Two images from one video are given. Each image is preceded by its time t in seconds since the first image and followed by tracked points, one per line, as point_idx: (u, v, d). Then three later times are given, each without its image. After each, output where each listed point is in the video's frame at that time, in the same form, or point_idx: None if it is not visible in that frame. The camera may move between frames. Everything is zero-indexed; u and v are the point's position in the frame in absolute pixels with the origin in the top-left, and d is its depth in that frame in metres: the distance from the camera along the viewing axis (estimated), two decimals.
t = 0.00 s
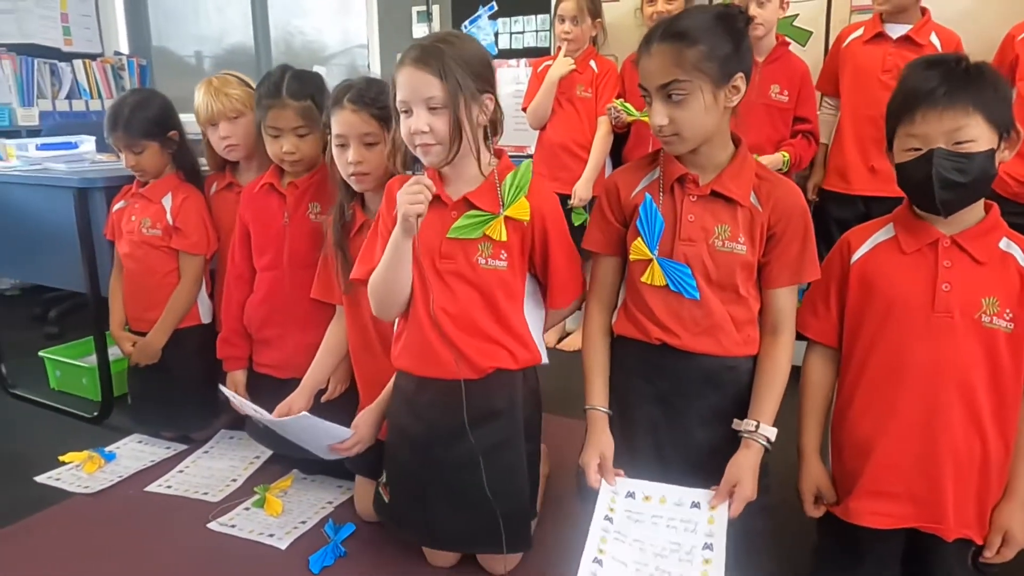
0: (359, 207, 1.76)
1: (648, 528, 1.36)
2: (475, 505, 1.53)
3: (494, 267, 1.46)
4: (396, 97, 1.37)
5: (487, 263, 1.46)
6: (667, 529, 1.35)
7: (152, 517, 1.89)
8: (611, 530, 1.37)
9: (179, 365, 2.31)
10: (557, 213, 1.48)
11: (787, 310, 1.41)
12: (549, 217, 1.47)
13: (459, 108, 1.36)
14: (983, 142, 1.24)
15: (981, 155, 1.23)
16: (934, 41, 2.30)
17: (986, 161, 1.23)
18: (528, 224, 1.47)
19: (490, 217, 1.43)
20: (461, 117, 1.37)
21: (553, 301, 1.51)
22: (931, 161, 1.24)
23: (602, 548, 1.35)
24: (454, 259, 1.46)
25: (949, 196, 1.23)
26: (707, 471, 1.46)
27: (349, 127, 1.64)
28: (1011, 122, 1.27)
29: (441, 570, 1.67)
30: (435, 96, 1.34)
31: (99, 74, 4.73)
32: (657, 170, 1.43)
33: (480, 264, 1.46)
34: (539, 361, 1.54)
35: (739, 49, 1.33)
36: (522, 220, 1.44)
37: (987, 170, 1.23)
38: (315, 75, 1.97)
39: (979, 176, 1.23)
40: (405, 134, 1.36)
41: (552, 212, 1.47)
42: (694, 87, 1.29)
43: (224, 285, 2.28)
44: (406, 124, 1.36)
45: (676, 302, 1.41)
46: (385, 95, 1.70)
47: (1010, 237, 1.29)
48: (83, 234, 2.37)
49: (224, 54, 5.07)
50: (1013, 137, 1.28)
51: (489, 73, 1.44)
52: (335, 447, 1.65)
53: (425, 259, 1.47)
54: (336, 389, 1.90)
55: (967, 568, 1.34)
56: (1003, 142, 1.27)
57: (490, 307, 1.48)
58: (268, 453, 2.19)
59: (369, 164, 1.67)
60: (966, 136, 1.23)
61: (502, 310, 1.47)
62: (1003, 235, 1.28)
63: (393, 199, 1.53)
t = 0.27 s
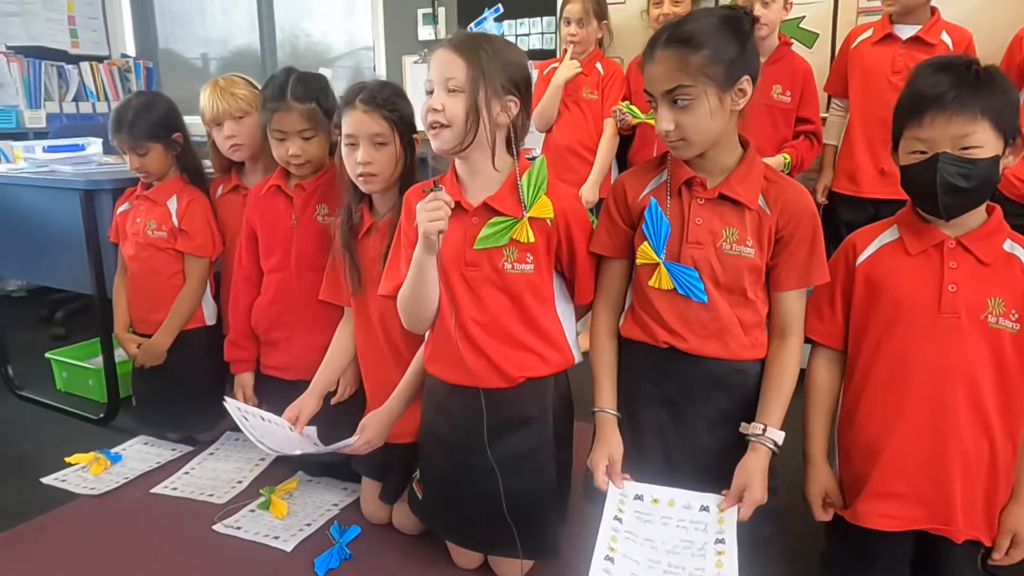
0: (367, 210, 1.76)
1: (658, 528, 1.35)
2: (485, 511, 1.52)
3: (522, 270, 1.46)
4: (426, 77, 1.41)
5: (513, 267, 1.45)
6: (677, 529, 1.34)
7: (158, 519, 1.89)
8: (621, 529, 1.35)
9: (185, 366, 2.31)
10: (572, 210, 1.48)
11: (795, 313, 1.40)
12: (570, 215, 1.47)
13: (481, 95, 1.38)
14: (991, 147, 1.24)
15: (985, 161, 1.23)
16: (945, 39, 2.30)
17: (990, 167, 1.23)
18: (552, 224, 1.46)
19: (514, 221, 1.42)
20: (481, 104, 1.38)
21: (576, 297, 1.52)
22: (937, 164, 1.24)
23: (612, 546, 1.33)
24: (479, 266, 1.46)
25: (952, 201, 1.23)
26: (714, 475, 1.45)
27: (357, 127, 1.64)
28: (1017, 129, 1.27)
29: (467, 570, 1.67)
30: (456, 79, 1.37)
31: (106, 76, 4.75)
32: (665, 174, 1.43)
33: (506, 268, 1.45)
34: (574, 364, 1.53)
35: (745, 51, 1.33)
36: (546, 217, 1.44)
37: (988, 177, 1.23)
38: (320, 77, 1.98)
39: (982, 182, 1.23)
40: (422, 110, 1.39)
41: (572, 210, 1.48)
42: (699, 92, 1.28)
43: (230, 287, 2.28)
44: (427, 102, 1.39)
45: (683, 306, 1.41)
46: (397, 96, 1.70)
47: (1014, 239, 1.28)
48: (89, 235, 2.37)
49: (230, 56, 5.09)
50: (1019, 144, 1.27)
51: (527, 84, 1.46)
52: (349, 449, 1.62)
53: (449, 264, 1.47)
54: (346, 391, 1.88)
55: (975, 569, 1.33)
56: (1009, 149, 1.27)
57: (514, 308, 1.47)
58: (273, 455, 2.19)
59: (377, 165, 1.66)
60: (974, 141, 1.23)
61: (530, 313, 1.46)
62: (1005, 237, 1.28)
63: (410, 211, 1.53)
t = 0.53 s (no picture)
0: (366, 215, 1.76)
1: (654, 532, 1.34)
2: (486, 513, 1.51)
3: (515, 270, 1.44)
4: (454, 65, 1.37)
5: (507, 266, 1.44)
6: (673, 534, 1.33)
7: (157, 521, 1.89)
8: (615, 536, 1.35)
9: (185, 368, 2.31)
10: (572, 214, 1.46)
11: (795, 316, 1.40)
12: (567, 218, 1.45)
13: (515, 90, 1.41)
14: (991, 149, 1.23)
15: (984, 162, 1.22)
16: (946, 41, 2.31)
17: (988, 168, 1.23)
18: (547, 225, 1.45)
19: (511, 207, 1.42)
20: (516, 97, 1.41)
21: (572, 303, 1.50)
22: (936, 163, 1.24)
23: (603, 552, 1.32)
24: (473, 261, 1.45)
25: (949, 200, 1.23)
26: (714, 479, 1.45)
27: (360, 123, 1.66)
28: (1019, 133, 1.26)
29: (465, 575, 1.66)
30: (499, 71, 1.38)
31: (108, 78, 4.76)
32: (666, 175, 1.43)
33: (499, 267, 1.44)
34: (565, 369, 1.52)
35: (747, 53, 1.32)
36: (546, 202, 1.43)
37: (987, 178, 1.23)
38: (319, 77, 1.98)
39: (981, 182, 1.23)
40: (449, 107, 1.37)
41: (571, 212, 1.46)
42: (700, 94, 1.28)
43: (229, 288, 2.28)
44: (465, 92, 1.36)
45: (684, 308, 1.40)
46: (405, 108, 1.74)
47: (1013, 241, 1.27)
48: (89, 236, 2.37)
49: (231, 57, 5.09)
50: (1019, 148, 1.27)
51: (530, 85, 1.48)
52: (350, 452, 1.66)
53: (447, 261, 1.47)
54: (350, 394, 1.89)
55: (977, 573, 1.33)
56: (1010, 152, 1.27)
57: (512, 312, 1.46)
58: (273, 457, 2.19)
59: (372, 163, 1.65)
60: (974, 141, 1.23)
61: (527, 316, 1.46)
62: (1005, 239, 1.27)
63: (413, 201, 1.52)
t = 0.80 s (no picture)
0: (370, 218, 1.76)
1: (656, 533, 1.34)
2: (488, 517, 1.50)
3: (516, 269, 1.44)
4: (417, 92, 1.38)
5: (508, 266, 1.43)
6: (676, 535, 1.32)
7: (160, 522, 1.89)
8: (616, 535, 1.35)
9: (188, 370, 2.31)
10: (574, 214, 1.46)
11: (800, 318, 1.39)
12: (569, 221, 1.45)
13: (482, 98, 1.37)
14: (997, 149, 1.23)
15: (989, 162, 1.22)
16: (949, 42, 2.31)
17: (993, 168, 1.22)
18: (545, 227, 1.44)
19: (511, 210, 1.42)
20: (485, 106, 1.37)
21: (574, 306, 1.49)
22: (941, 159, 1.23)
23: (603, 549, 1.32)
24: (473, 262, 1.44)
25: (951, 197, 1.22)
26: (718, 482, 1.44)
27: (360, 126, 1.66)
28: None
29: None
30: (457, 85, 1.35)
31: (112, 79, 4.78)
32: (670, 176, 1.42)
33: (500, 266, 1.44)
34: (565, 372, 1.52)
35: (755, 54, 1.32)
36: (548, 202, 1.42)
37: (991, 178, 1.22)
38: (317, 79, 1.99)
39: (985, 182, 1.22)
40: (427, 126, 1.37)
41: (573, 215, 1.45)
42: (707, 92, 1.28)
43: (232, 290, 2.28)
44: (428, 116, 1.36)
45: (688, 311, 1.40)
46: (403, 107, 1.73)
47: (1016, 243, 1.27)
48: (93, 238, 2.37)
49: (235, 59, 5.10)
50: None
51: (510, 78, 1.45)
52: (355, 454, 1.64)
53: (449, 261, 1.47)
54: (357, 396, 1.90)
55: None
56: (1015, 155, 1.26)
57: (513, 313, 1.45)
58: (276, 458, 2.18)
59: (375, 165, 1.66)
60: (981, 140, 1.22)
61: (528, 319, 1.45)
62: (1008, 241, 1.26)
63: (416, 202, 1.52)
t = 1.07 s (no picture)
0: (373, 221, 1.76)
1: (658, 539, 1.33)
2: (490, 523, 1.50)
3: (517, 275, 1.43)
4: (418, 99, 1.38)
5: (508, 272, 1.43)
6: (678, 540, 1.32)
7: (162, 526, 1.89)
8: (617, 541, 1.34)
9: (191, 373, 2.31)
10: (575, 221, 1.45)
11: (801, 324, 1.39)
12: (571, 228, 1.45)
13: (483, 107, 1.37)
14: (1000, 152, 1.22)
15: (993, 164, 1.21)
16: (950, 46, 2.30)
17: (996, 171, 1.21)
18: (549, 232, 1.44)
19: (512, 219, 1.42)
20: (486, 116, 1.37)
21: (575, 314, 1.49)
22: (944, 159, 1.23)
23: (604, 555, 1.31)
24: (473, 268, 1.44)
25: (951, 198, 1.22)
26: (721, 487, 1.44)
27: (360, 132, 1.66)
28: None
29: None
30: (458, 95, 1.35)
31: (115, 83, 4.78)
32: (673, 180, 1.42)
33: (500, 272, 1.43)
34: (567, 378, 1.51)
35: (760, 58, 1.32)
36: (548, 215, 1.42)
37: (992, 181, 1.21)
38: (309, 83, 2.00)
39: (987, 184, 1.21)
40: (428, 138, 1.37)
41: (576, 222, 1.45)
42: (712, 96, 1.28)
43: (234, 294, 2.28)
44: (428, 124, 1.36)
45: (691, 316, 1.39)
46: (403, 112, 1.72)
47: (1013, 248, 1.27)
48: (96, 242, 2.38)
49: (238, 62, 5.10)
50: None
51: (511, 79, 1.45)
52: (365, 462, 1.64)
53: (448, 265, 1.46)
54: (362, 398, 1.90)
55: None
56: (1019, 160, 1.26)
57: (513, 319, 1.45)
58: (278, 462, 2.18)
59: (377, 170, 1.65)
60: (984, 142, 1.22)
61: (528, 325, 1.45)
62: (1004, 247, 1.26)
63: (416, 208, 1.51)
